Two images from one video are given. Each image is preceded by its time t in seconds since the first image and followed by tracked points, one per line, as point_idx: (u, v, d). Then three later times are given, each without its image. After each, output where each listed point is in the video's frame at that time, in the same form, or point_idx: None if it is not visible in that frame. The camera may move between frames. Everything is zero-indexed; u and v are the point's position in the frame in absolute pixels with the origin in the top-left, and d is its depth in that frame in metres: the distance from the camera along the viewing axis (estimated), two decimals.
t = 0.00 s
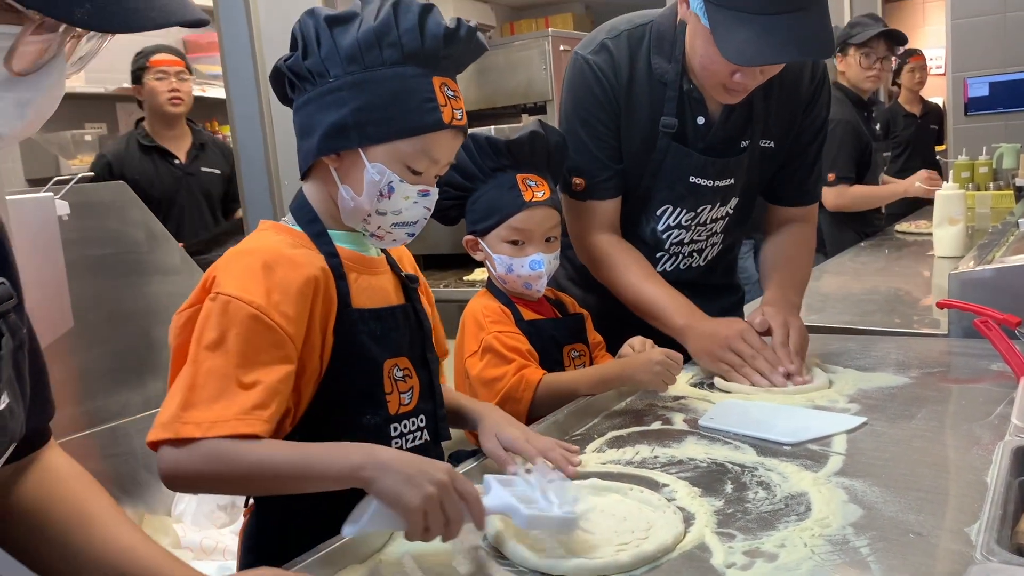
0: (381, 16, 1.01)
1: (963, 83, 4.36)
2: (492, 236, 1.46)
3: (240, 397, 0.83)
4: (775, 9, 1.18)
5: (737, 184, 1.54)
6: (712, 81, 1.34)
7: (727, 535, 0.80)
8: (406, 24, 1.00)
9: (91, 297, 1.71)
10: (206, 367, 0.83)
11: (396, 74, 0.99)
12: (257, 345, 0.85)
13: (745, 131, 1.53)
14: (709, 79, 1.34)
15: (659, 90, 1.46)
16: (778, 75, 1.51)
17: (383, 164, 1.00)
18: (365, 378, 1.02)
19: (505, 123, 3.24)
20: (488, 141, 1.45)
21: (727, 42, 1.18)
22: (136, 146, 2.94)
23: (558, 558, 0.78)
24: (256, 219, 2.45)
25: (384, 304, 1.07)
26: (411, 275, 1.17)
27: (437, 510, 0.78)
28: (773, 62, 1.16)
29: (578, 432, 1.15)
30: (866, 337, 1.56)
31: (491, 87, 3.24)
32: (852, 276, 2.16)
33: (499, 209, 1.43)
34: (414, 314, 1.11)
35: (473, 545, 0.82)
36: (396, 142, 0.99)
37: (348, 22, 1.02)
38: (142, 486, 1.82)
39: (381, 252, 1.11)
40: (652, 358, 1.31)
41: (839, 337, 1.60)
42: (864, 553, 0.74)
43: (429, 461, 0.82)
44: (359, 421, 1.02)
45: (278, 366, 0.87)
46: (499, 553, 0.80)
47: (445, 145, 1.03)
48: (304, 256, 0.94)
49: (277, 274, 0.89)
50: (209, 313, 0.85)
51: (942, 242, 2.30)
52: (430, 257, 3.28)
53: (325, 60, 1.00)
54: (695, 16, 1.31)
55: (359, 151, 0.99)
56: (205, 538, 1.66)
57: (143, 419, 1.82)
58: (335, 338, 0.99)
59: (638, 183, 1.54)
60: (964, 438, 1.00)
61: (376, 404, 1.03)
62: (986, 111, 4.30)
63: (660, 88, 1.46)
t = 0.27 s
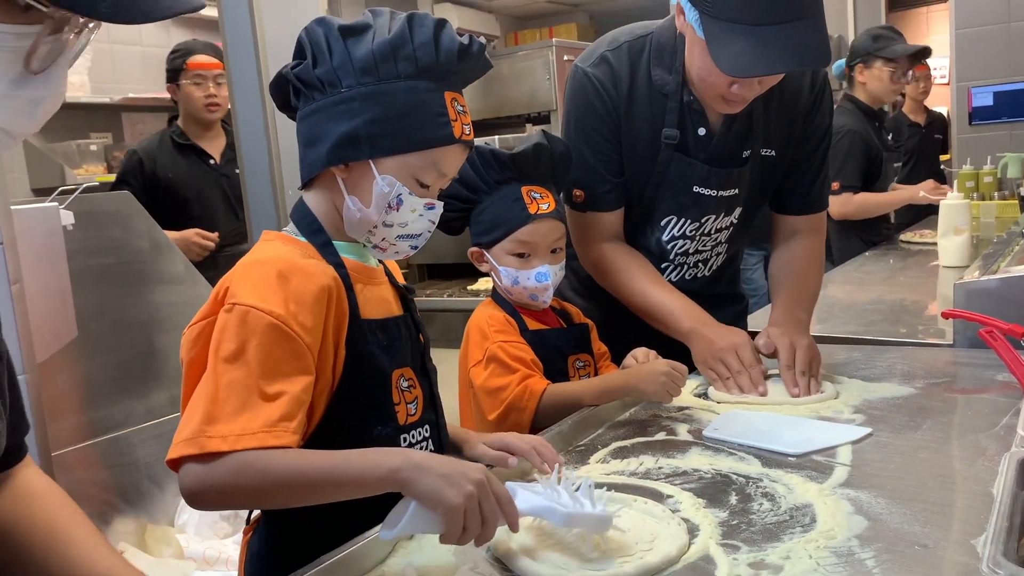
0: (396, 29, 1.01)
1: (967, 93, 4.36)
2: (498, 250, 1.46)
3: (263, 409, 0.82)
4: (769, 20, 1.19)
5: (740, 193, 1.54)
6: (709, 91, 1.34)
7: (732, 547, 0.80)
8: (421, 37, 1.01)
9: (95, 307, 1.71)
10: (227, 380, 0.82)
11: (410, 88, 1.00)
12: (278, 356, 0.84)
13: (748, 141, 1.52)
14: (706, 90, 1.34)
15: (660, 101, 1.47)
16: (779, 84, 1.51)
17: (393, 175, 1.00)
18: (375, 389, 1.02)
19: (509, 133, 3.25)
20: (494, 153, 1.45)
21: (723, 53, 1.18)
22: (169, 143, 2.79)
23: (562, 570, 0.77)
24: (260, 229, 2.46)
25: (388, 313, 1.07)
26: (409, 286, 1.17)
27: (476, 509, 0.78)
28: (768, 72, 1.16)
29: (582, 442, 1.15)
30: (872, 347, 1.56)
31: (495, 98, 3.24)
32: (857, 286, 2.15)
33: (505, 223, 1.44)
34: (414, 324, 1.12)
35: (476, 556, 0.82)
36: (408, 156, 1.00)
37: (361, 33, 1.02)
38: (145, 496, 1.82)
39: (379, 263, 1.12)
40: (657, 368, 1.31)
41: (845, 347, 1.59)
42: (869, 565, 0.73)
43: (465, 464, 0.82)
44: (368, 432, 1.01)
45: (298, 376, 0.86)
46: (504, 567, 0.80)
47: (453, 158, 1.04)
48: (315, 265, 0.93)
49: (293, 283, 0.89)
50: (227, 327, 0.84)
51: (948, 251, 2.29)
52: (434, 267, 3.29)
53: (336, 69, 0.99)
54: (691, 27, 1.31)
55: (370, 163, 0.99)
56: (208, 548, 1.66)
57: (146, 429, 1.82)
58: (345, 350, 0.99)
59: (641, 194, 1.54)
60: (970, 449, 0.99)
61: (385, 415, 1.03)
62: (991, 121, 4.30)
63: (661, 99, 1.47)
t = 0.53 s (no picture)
0: (390, 34, 1.01)
1: (968, 96, 4.37)
2: (502, 253, 1.46)
3: (255, 412, 0.82)
4: (760, 26, 1.19)
5: (739, 198, 1.54)
6: (704, 100, 1.34)
7: (734, 550, 0.80)
8: (416, 42, 1.01)
9: (96, 310, 1.71)
10: (219, 383, 0.82)
11: (405, 93, 1.00)
12: (271, 361, 0.84)
13: (744, 147, 1.53)
14: (702, 97, 1.35)
15: (657, 108, 1.47)
16: (776, 87, 1.51)
17: (388, 180, 1.00)
18: (374, 393, 1.02)
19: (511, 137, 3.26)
20: (500, 158, 1.45)
21: (711, 61, 1.19)
22: (196, 150, 2.65)
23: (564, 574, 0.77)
24: (261, 233, 2.46)
25: (385, 318, 1.07)
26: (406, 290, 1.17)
27: (466, 503, 0.81)
28: (760, 79, 1.16)
29: (583, 447, 1.15)
30: (873, 351, 1.56)
31: (497, 102, 3.25)
32: (858, 289, 2.15)
33: (511, 228, 1.44)
34: (410, 329, 1.12)
35: (478, 560, 0.82)
36: (402, 160, 1.00)
37: (356, 38, 1.02)
38: (146, 500, 1.82)
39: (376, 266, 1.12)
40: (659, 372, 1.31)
41: (846, 351, 1.59)
42: (870, 568, 0.73)
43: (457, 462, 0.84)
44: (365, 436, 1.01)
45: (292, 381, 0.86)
46: (507, 571, 0.80)
47: (448, 163, 1.05)
48: (313, 270, 0.93)
49: (289, 289, 0.88)
50: (222, 329, 0.83)
51: (949, 255, 2.29)
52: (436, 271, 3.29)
53: (331, 74, 0.99)
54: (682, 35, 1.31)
55: (364, 167, 0.99)
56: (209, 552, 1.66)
57: (147, 433, 1.81)
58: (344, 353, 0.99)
59: (640, 200, 1.54)
60: (972, 452, 0.99)
61: (384, 420, 1.03)
62: (992, 124, 4.31)
63: (659, 105, 1.47)
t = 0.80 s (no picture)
0: (387, 36, 1.01)
1: (968, 97, 4.37)
2: (503, 251, 1.46)
3: (298, 417, 0.84)
4: (762, 19, 1.19)
5: (738, 195, 1.54)
6: (703, 95, 1.34)
7: (734, 550, 0.80)
8: (412, 44, 1.01)
9: (96, 310, 1.71)
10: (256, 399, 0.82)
11: (401, 94, 1.00)
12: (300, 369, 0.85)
13: (742, 144, 1.53)
14: (700, 92, 1.34)
15: (655, 105, 1.47)
16: (775, 85, 1.51)
17: (385, 182, 1.00)
18: (372, 394, 1.02)
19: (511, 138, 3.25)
20: (501, 156, 1.45)
21: (710, 54, 1.18)
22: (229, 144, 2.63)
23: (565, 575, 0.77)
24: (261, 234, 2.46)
25: (381, 319, 1.07)
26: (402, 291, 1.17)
27: (538, 495, 0.86)
28: (760, 70, 1.16)
29: (583, 447, 1.15)
30: (873, 352, 1.56)
31: (498, 102, 3.25)
32: (858, 290, 2.15)
33: (511, 225, 1.44)
34: (405, 331, 1.12)
35: (477, 560, 0.82)
36: (400, 162, 1.00)
37: (353, 39, 1.02)
38: (145, 501, 1.79)
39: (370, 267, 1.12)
40: (659, 372, 1.31)
41: (846, 351, 1.59)
42: (870, 569, 0.73)
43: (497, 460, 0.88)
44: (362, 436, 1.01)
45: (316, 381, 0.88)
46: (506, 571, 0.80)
47: (445, 166, 1.05)
48: (315, 267, 0.93)
49: (302, 290, 0.89)
50: (247, 343, 0.83)
51: (949, 255, 2.29)
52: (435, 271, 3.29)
53: (327, 76, 0.99)
54: (681, 30, 1.31)
55: (361, 168, 0.99)
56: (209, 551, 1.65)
57: (147, 433, 1.80)
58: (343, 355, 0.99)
59: (638, 198, 1.54)
60: (972, 453, 0.99)
61: (381, 421, 1.03)
62: (992, 125, 4.31)
63: (657, 103, 1.47)
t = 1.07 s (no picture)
0: (400, 35, 1.01)
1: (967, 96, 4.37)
2: (503, 246, 1.46)
3: (244, 408, 0.82)
4: (762, 14, 1.19)
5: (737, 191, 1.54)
6: (704, 90, 1.34)
7: (731, 548, 0.80)
8: (426, 44, 1.01)
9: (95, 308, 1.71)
10: (206, 376, 0.81)
11: (413, 95, 1.00)
12: (263, 363, 0.83)
13: (739, 139, 1.53)
14: (700, 87, 1.34)
15: (654, 101, 1.47)
16: (773, 80, 1.51)
17: (394, 182, 1.00)
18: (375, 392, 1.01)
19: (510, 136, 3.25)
20: (502, 151, 1.46)
21: (715, 47, 1.18)
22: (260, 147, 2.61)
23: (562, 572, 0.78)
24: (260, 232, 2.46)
25: (382, 316, 1.07)
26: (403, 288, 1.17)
27: (455, 498, 0.81)
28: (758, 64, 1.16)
29: (582, 445, 1.15)
30: (872, 350, 1.56)
31: (496, 101, 3.25)
32: (856, 288, 2.15)
33: (511, 220, 1.44)
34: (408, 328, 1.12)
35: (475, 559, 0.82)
36: (408, 162, 1.00)
37: (364, 37, 1.02)
38: (145, 499, 1.81)
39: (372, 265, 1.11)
40: (657, 370, 1.31)
41: (844, 350, 1.59)
42: (868, 567, 0.73)
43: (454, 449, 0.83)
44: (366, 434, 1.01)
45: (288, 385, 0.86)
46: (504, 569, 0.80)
47: (451, 167, 1.05)
48: (314, 271, 0.92)
49: (291, 291, 0.88)
50: (219, 325, 0.82)
51: (947, 254, 2.29)
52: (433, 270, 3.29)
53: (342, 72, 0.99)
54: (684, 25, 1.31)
55: (370, 168, 0.99)
56: (209, 549, 1.66)
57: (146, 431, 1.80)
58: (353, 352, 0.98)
59: (638, 194, 1.54)
60: (971, 452, 0.99)
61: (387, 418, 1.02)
62: (991, 124, 4.31)
63: (656, 99, 1.47)
